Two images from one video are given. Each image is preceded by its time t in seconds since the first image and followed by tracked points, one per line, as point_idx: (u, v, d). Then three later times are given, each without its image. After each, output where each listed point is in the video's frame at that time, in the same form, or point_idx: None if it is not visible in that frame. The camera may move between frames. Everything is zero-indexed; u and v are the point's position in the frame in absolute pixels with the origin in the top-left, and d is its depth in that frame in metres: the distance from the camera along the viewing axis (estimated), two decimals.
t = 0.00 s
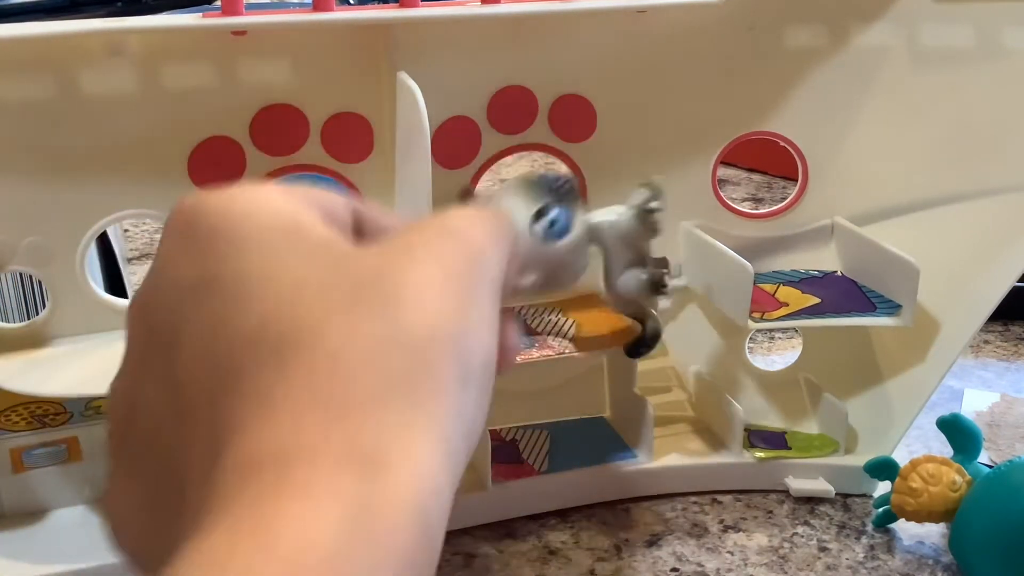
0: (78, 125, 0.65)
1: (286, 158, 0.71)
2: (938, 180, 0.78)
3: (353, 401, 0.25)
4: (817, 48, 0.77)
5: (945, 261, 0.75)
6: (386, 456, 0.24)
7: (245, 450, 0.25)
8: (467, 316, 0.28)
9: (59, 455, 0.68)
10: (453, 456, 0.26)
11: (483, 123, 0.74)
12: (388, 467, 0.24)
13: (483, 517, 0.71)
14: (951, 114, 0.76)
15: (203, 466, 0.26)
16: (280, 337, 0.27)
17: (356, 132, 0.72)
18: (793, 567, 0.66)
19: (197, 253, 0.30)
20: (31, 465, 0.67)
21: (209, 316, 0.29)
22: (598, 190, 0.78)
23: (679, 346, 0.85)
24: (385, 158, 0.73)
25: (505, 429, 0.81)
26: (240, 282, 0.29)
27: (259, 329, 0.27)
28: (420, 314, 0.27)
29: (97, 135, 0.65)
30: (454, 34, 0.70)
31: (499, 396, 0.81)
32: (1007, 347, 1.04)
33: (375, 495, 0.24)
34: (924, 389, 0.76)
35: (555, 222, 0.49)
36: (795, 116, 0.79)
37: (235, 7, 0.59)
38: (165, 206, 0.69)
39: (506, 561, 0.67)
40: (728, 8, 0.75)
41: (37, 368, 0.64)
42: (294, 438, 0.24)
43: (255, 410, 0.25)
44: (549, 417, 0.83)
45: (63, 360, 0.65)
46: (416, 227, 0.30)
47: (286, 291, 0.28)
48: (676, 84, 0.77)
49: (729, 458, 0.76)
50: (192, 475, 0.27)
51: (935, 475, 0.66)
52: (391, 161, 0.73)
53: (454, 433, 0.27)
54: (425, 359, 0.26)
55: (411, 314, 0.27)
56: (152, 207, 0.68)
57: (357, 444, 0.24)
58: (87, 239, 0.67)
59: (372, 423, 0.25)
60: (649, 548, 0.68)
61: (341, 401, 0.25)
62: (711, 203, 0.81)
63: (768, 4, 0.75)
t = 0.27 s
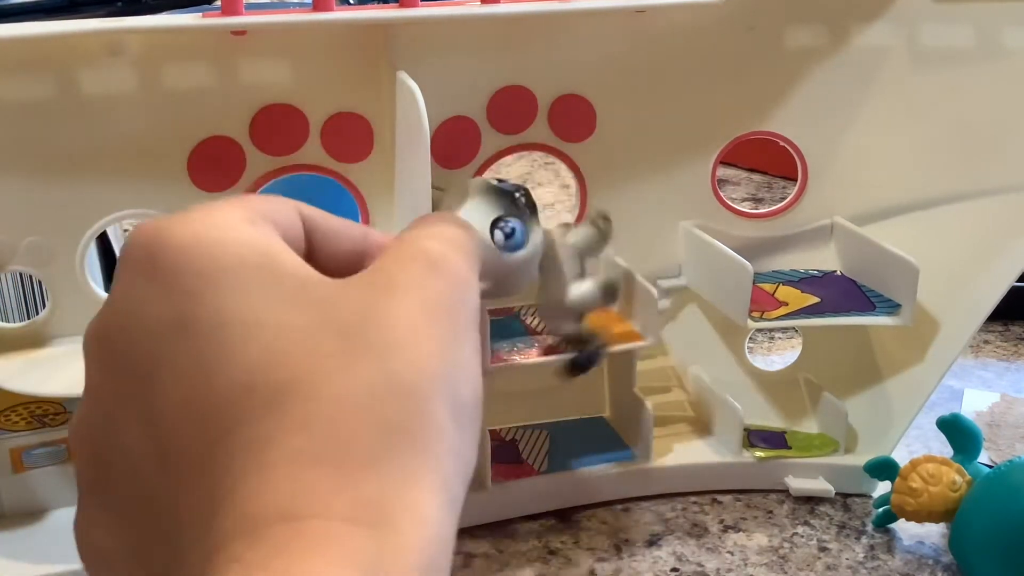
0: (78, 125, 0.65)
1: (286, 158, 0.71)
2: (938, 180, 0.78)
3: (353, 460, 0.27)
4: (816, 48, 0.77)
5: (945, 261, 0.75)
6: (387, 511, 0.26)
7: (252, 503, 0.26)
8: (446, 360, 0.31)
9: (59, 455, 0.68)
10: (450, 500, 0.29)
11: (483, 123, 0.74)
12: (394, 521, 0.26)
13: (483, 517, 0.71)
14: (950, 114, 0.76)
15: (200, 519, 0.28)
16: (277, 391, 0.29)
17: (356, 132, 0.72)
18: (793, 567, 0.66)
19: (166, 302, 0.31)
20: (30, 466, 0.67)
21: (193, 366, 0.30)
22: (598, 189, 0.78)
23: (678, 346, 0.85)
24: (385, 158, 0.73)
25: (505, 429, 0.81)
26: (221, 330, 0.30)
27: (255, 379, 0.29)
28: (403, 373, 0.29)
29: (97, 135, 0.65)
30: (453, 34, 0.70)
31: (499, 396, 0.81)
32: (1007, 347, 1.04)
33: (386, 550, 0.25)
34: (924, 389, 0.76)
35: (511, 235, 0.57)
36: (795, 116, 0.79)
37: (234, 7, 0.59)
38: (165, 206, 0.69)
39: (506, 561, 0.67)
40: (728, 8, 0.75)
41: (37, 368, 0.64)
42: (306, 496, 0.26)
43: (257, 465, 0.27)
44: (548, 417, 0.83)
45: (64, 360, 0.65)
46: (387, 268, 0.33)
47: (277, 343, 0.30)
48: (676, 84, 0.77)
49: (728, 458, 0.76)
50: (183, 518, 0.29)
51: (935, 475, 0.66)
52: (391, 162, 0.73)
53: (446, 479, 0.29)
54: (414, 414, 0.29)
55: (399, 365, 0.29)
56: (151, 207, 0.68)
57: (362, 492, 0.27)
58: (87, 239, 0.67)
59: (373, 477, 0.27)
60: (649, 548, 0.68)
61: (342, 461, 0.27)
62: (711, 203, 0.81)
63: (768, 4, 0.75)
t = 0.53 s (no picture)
0: (78, 125, 0.65)
1: (286, 158, 0.71)
2: (937, 180, 0.78)
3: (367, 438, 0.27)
4: (816, 48, 0.77)
5: (945, 261, 0.75)
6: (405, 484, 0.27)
7: (274, 487, 0.27)
8: (461, 348, 0.31)
9: (58, 456, 0.68)
10: (470, 483, 0.29)
11: (483, 123, 0.74)
12: (415, 502, 0.26)
13: (482, 517, 0.71)
14: (950, 114, 0.76)
15: (226, 507, 0.28)
16: (293, 382, 0.29)
17: (356, 132, 0.72)
18: (793, 567, 0.66)
19: (189, 302, 0.33)
20: (30, 465, 0.67)
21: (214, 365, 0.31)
22: (597, 189, 0.78)
23: (678, 346, 0.85)
24: (384, 158, 0.73)
25: (504, 429, 0.81)
26: (242, 325, 0.31)
27: (270, 371, 0.30)
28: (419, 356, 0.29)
29: (96, 135, 0.65)
30: (453, 33, 0.70)
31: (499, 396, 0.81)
32: (1007, 347, 1.04)
33: (406, 529, 0.25)
34: (923, 388, 0.76)
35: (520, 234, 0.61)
36: (794, 116, 0.79)
37: (233, 7, 0.59)
38: (164, 206, 0.69)
39: (506, 561, 0.67)
40: (727, 8, 0.75)
41: (37, 368, 0.64)
42: (325, 479, 0.26)
43: (277, 451, 0.28)
44: (548, 417, 0.83)
45: (64, 360, 0.65)
46: (403, 263, 0.33)
47: (292, 336, 0.30)
48: (675, 84, 0.77)
49: (727, 458, 0.76)
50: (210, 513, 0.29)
51: (935, 475, 0.66)
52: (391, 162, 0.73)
53: (465, 463, 0.29)
54: (431, 394, 0.29)
55: (413, 352, 0.29)
56: (151, 207, 0.68)
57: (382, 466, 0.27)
58: (87, 239, 0.67)
59: (393, 459, 0.27)
60: (649, 548, 0.68)
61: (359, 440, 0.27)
62: (710, 203, 0.81)
63: (767, 4, 0.75)
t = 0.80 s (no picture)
0: (79, 125, 0.65)
1: (286, 157, 0.71)
2: (937, 179, 0.78)
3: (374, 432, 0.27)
4: (815, 47, 0.77)
5: (944, 261, 0.75)
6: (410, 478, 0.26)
7: (276, 478, 0.27)
8: (465, 347, 0.31)
9: (58, 456, 0.68)
10: (470, 475, 0.29)
11: (483, 123, 0.74)
12: (414, 492, 0.26)
13: (482, 517, 0.71)
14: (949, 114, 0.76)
15: (229, 503, 0.28)
16: (297, 376, 0.29)
17: (355, 132, 0.72)
18: (793, 567, 0.66)
19: (196, 302, 0.33)
20: (30, 465, 0.67)
21: (222, 363, 0.31)
22: (597, 189, 0.78)
23: (677, 345, 0.85)
24: (384, 158, 0.73)
25: (504, 429, 0.81)
26: (249, 326, 0.32)
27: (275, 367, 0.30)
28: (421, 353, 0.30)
29: (96, 135, 0.65)
30: (453, 33, 0.70)
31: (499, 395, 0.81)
32: (1007, 347, 1.04)
33: (406, 520, 0.25)
34: (922, 388, 0.76)
35: (532, 247, 0.66)
36: (793, 116, 0.79)
37: (233, 7, 0.59)
38: (164, 206, 0.69)
39: (506, 561, 0.67)
40: (727, 8, 0.75)
41: (37, 368, 0.64)
42: (331, 471, 0.26)
43: (281, 445, 0.28)
44: (548, 417, 0.83)
45: (64, 360, 0.65)
46: (410, 267, 0.34)
47: (299, 332, 0.31)
48: (674, 84, 0.77)
49: (727, 457, 0.76)
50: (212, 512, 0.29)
51: (935, 475, 0.66)
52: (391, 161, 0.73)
53: (465, 456, 0.29)
54: (433, 392, 0.29)
55: (415, 350, 0.30)
56: (151, 207, 0.68)
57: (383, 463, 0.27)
58: (86, 239, 0.67)
59: (394, 451, 0.27)
60: (649, 548, 0.68)
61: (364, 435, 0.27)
62: (710, 203, 0.81)
63: (766, 4, 0.76)
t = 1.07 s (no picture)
0: (79, 125, 0.65)
1: (286, 157, 0.71)
2: (937, 179, 0.78)
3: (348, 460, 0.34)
4: (815, 48, 0.77)
5: (945, 261, 0.75)
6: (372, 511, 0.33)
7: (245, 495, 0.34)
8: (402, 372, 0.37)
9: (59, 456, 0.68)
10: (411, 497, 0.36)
11: (483, 123, 0.74)
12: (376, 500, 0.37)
13: (483, 517, 0.71)
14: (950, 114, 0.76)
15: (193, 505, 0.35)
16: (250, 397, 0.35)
17: (356, 132, 0.72)
18: (793, 567, 0.66)
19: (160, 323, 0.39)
20: (30, 465, 0.67)
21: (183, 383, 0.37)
22: (598, 189, 0.78)
23: (678, 345, 0.85)
24: (385, 158, 0.73)
25: (503, 429, 0.81)
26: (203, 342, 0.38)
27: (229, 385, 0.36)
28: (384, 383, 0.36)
29: (97, 135, 0.65)
30: (453, 33, 0.70)
31: (499, 395, 0.81)
32: (1007, 347, 1.04)
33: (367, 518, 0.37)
34: (922, 388, 0.76)
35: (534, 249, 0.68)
36: (793, 116, 0.79)
37: (233, 6, 0.59)
38: (165, 206, 0.69)
39: (506, 561, 0.67)
40: (727, 8, 0.75)
41: (37, 368, 0.64)
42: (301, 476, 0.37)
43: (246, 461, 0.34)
44: (548, 417, 0.83)
45: (64, 360, 0.65)
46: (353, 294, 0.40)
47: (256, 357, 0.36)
48: (675, 84, 0.77)
49: (727, 457, 0.76)
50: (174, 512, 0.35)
51: (935, 475, 0.66)
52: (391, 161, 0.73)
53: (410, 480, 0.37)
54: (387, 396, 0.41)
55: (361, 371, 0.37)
56: (152, 207, 0.68)
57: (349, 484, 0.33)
58: (87, 239, 0.67)
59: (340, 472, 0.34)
60: (649, 548, 0.68)
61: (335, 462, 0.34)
62: (710, 203, 0.81)
63: (766, 4, 0.75)
